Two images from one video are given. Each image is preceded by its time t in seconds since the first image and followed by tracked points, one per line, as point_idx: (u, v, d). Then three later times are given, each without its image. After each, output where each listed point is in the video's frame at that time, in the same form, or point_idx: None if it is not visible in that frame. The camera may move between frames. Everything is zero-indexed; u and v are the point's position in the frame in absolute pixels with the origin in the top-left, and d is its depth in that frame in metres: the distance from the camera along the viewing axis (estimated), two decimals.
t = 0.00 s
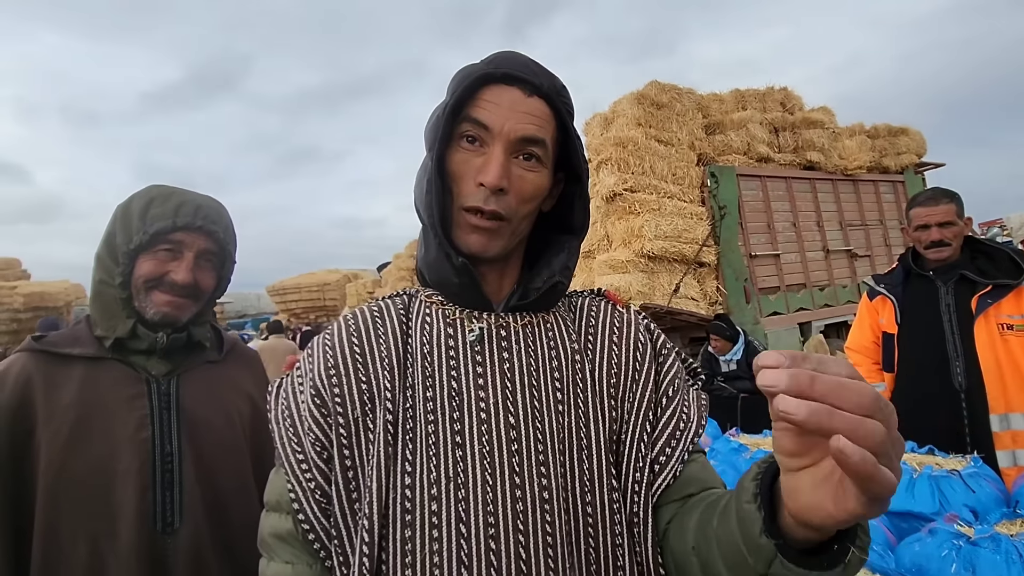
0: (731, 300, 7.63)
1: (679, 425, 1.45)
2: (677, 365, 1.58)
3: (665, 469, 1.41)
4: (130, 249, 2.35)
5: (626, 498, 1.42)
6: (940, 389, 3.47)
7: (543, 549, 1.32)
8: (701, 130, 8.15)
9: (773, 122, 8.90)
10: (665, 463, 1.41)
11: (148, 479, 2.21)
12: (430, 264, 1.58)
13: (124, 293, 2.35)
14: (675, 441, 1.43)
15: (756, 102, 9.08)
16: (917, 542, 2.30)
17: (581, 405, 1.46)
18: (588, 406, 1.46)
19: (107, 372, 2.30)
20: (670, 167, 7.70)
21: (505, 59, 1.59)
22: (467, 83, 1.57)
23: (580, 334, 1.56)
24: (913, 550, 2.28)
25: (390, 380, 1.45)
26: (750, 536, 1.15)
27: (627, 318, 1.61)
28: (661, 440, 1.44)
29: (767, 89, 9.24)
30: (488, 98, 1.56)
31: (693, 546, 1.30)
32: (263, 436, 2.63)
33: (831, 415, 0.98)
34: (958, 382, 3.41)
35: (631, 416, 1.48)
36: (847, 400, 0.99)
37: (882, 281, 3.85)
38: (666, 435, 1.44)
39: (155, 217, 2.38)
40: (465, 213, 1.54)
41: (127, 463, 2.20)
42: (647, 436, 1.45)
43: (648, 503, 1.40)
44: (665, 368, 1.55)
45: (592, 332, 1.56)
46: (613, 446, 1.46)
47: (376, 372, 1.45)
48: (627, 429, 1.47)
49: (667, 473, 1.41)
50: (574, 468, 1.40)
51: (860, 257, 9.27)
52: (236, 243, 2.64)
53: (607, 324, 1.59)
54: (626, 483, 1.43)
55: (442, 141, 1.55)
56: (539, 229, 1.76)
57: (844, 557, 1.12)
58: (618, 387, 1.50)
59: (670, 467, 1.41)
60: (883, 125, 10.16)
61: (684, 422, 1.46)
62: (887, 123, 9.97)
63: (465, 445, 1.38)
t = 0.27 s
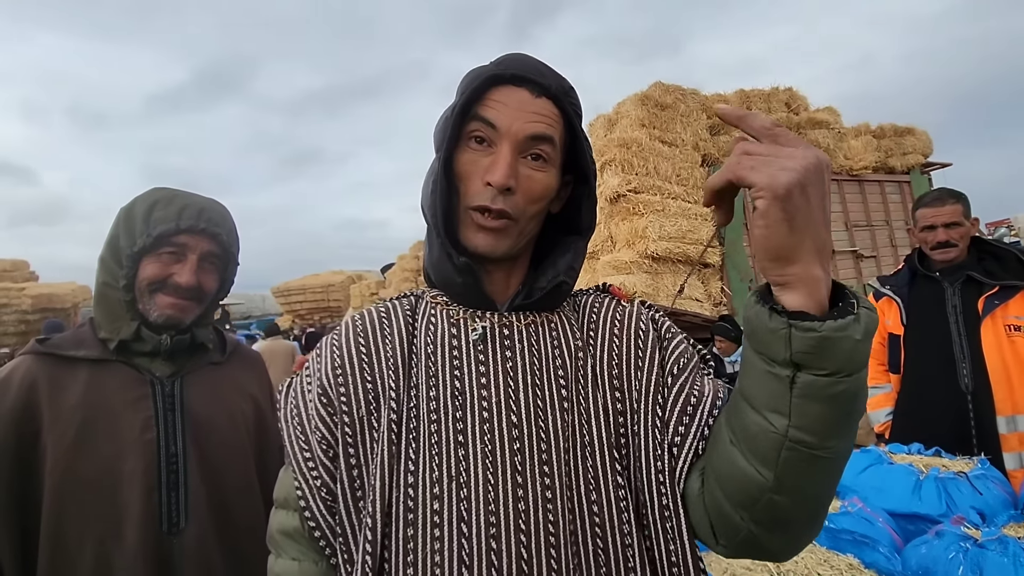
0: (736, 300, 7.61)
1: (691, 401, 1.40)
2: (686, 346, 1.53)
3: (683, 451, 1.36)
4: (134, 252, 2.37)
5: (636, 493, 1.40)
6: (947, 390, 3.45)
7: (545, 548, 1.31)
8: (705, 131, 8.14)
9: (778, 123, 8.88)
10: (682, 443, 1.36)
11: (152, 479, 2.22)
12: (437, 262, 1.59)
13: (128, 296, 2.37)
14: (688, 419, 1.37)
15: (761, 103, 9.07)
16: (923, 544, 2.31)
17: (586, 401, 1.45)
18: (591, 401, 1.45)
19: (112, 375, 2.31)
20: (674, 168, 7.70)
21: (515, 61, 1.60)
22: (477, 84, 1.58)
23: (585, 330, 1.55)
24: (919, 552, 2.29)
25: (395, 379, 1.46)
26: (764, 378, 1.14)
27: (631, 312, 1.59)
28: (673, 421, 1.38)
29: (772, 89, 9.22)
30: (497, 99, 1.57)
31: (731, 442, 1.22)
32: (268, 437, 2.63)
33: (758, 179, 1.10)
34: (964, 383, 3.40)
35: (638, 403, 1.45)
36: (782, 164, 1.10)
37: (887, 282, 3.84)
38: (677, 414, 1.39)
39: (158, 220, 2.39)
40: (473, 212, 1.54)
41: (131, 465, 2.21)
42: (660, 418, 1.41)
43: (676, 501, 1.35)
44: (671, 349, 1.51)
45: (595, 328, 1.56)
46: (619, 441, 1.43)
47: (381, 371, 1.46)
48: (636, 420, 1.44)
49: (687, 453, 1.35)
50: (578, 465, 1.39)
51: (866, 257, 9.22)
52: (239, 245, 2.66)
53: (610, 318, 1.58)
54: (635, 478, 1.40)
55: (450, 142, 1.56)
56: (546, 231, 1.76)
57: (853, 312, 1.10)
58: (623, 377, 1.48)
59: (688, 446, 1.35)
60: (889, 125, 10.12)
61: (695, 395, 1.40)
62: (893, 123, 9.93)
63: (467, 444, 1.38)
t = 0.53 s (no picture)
0: (741, 302, 7.60)
1: (660, 383, 1.33)
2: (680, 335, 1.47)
3: (646, 435, 1.30)
4: (141, 257, 2.39)
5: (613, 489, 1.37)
6: (953, 393, 3.44)
7: (544, 548, 1.32)
8: (709, 133, 8.14)
9: (782, 124, 8.88)
10: (646, 428, 1.31)
11: (159, 482, 2.24)
12: (433, 267, 1.60)
13: (136, 301, 2.39)
14: (654, 404, 1.31)
15: (764, 104, 9.07)
16: (930, 548, 2.33)
17: (575, 399, 1.45)
18: (580, 399, 1.45)
19: (119, 382, 2.33)
20: (678, 169, 7.70)
21: (512, 66, 1.61)
22: (473, 91, 1.60)
23: (582, 328, 1.55)
24: (926, 555, 2.32)
25: (394, 380, 1.47)
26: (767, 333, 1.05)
27: (631, 309, 1.57)
28: (641, 404, 1.34)
29: (776, 90, 9.23)
30: (493, 104, 1.58)
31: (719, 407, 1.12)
32: (273, 439, 2.65)
33: (879, 124, 0.96)
34: (970, 386, 3.39)
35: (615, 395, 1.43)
36: (906, 115, 0.96)
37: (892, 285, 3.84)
38: (644, 398, 1.34)
39: (166, 226, 2.41)
40: (471, 218, 1.55)
41: (140, 467, 2.23)
42: (630, 405, 1.38)
43: (638, 498, 1.32)
44: (647, 337, 1.46)
45: (589, 325, 1.55)
46: (602, 432, 1.41)
47: (382, 372, 1.48)
48: (615, 413, 1.41)
49: (648, 438, 1.29)
50: (569, 462, 1.39)
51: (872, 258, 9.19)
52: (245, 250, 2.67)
53: (605, 314, 1.57)
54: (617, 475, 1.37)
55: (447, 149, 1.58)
56: (548, 234, 1.76)
57: (889, 286, 0.97)
58: (610, 370, 1.46)
59: (650, 435, 1.29)
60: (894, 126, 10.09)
61: (663, 381, 1.33)
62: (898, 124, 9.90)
63: (467, 444, 1.39)
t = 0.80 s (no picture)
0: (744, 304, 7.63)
1: (661, 396, 1.36)
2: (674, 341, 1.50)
3: (648, 451, 1.33)
4: (160, 263, 2.41)
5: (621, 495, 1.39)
6: (956, 394, 3.43)
7: (550, 553, 1.32)
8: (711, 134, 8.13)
9: (785, 125, 8.86)
10: (647, 444, 1.33)
11: (165, 485, 2.25)
12: (437, 278, 1.62)
13: (152, 305, 2.41)
14: (652, 419, 1.34)
15: (767, 105, 9.05)
16: (933, 550, 2.32)
17: (581, 406, 1.46)
18: (585, 408, 1.45)
19: (126, 384, 2.34)
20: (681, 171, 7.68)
21: (517, 74, 1.62)
22: (477, 100, 1.60)
23: (583, 334, 1.56)
24: (928, 557, 2.32)
25: (400, 386, 1.47)
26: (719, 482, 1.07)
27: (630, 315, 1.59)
28: (641, 418, 1.37)
29: (778, 91, 9.21)
30: (498, 113, 1.58)
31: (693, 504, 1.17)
32: (274, 440, 2.66)
33: (720, 312, 0.88)
34: (974, 387, 3.38)
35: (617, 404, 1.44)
36: (760, 285, 0.88)
37: (895, 286, 3.83)
38: (645, 407, 1.37)
39: (184, 234, 2.44)
40: (476, 230, 1.56)
41: (148, 470, 2.25)
42: (632, 417, 1.40)
43: (643, 509, 1.35)
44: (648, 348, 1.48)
45: (591, 332, 1.56)
46: (607, 440, 1.43)
47: (387, 379, 1.48)
48: (619, 425, 1.43)
49: (653, 455, 1.32)
50: (576, 469, 1.41)
51: (875, 259, 9.16)
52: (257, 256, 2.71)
53: (606, 322, 1.58)
54: (623, 484, 1.39)
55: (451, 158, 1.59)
56: (551, 240, 1.77)
57: (827, 471, 1.01)
58: (613, 378, 1.47)
59: (653, 450, 1.32)
60: (898, 126, 10.06)
61: (664, 394, 1.35)
62: (901, 124, 9.87)
63: (473, 450, 1.39)
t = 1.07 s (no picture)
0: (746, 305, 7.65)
1: (667, 408, 1.38)
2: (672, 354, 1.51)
3: (654, 464, 1.34)
4: (165, 266, 2.42)
5: (619, 499, 1.41)
6: (958, 394, 3.43)
7: (552, 555, 1.33)
8: (713, 135, 8.13)
9: (786, 126, 8.86)
10: (653, 457, 1.34)
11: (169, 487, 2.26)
12: (439, 281, 1.62)
13: (157, 308, 2.42)
14: (659, 431, 1.36)
15: (768, 106, 9.05)
16: (934, 550, 2.32)
17: (585, 411, 1.47)
18: (588, 412, 1.47)
19: (132, 387, 2.35)
20: (682, 172, 7.67)
21: (520, 79, 1.62)
22: (480, 103, 1.60)
23: (584, 339, 1.57)
24: (929, 557, 2.32)
25: (402, 390, 1.48)
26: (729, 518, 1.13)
27: (628, 321, 1.61)
28: (648, 428, 1.38)
29: (780, 92, 9.21)
30: (501, 118, 1.59)
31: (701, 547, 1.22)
32: (275, 441, 2.66)
33: (748, 382, 0.97)
34: (976, 387, 3.38)
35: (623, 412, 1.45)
36: (784, 356, 0.98)
37: (896, 286, 3.82)
38: (654, 419, 1.38)
39: (191, 238, 2.45)
40: (479, 233, 1.57)
41: (152, 472, 2.26)
42: (637, 426, 1.42)
43: (644, 514, 1.36)
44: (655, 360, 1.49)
45: (592, 338, 1.57)
46: (612, 445, 1.44)
47: (388, 384, 1.49)
48: (623, 430, 1.44)
49: (659, 466, 1.33)
50: (578, 472, 1.42)
51: (878, 259, 9.15)
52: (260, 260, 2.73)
53: (606, 326, 1.59)
54: (624, 486, 1.41)
55: (454, 161, 1.58)
56: (550, 244, 1.77)
57: (833, 508, 1.09)
58: (616, 384, 1.49)
59: (658, 459, 1.34)
60: (900, 126, 10.04)
61: (669, 409, 1.37)
62: (903, 124, 9.86)
63: (476, 454, 1.40)
